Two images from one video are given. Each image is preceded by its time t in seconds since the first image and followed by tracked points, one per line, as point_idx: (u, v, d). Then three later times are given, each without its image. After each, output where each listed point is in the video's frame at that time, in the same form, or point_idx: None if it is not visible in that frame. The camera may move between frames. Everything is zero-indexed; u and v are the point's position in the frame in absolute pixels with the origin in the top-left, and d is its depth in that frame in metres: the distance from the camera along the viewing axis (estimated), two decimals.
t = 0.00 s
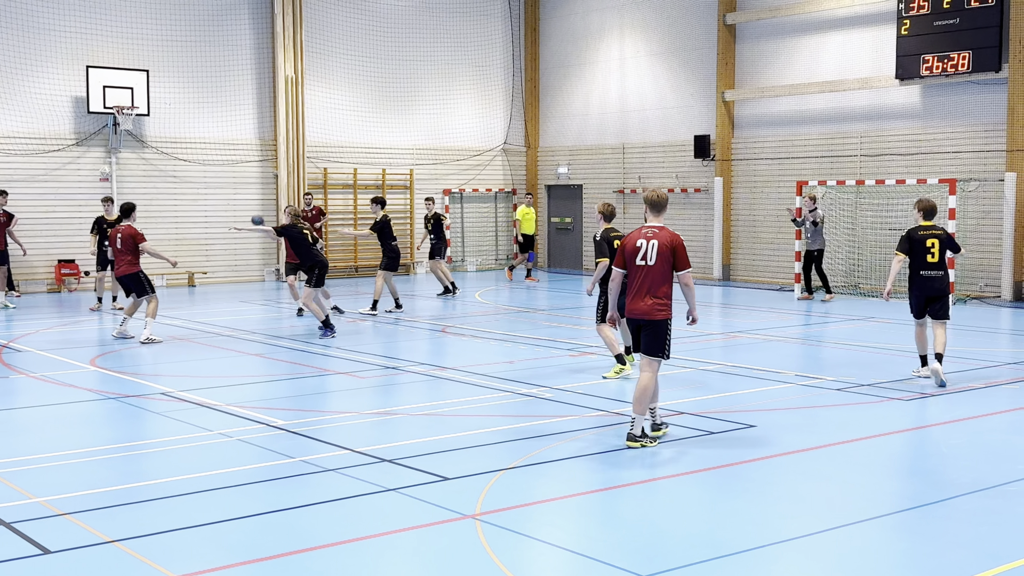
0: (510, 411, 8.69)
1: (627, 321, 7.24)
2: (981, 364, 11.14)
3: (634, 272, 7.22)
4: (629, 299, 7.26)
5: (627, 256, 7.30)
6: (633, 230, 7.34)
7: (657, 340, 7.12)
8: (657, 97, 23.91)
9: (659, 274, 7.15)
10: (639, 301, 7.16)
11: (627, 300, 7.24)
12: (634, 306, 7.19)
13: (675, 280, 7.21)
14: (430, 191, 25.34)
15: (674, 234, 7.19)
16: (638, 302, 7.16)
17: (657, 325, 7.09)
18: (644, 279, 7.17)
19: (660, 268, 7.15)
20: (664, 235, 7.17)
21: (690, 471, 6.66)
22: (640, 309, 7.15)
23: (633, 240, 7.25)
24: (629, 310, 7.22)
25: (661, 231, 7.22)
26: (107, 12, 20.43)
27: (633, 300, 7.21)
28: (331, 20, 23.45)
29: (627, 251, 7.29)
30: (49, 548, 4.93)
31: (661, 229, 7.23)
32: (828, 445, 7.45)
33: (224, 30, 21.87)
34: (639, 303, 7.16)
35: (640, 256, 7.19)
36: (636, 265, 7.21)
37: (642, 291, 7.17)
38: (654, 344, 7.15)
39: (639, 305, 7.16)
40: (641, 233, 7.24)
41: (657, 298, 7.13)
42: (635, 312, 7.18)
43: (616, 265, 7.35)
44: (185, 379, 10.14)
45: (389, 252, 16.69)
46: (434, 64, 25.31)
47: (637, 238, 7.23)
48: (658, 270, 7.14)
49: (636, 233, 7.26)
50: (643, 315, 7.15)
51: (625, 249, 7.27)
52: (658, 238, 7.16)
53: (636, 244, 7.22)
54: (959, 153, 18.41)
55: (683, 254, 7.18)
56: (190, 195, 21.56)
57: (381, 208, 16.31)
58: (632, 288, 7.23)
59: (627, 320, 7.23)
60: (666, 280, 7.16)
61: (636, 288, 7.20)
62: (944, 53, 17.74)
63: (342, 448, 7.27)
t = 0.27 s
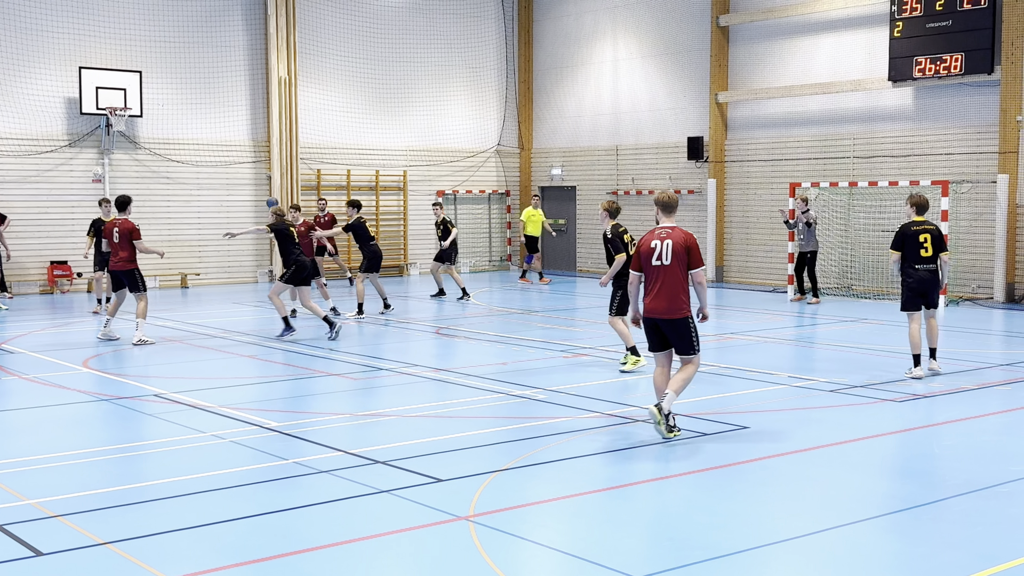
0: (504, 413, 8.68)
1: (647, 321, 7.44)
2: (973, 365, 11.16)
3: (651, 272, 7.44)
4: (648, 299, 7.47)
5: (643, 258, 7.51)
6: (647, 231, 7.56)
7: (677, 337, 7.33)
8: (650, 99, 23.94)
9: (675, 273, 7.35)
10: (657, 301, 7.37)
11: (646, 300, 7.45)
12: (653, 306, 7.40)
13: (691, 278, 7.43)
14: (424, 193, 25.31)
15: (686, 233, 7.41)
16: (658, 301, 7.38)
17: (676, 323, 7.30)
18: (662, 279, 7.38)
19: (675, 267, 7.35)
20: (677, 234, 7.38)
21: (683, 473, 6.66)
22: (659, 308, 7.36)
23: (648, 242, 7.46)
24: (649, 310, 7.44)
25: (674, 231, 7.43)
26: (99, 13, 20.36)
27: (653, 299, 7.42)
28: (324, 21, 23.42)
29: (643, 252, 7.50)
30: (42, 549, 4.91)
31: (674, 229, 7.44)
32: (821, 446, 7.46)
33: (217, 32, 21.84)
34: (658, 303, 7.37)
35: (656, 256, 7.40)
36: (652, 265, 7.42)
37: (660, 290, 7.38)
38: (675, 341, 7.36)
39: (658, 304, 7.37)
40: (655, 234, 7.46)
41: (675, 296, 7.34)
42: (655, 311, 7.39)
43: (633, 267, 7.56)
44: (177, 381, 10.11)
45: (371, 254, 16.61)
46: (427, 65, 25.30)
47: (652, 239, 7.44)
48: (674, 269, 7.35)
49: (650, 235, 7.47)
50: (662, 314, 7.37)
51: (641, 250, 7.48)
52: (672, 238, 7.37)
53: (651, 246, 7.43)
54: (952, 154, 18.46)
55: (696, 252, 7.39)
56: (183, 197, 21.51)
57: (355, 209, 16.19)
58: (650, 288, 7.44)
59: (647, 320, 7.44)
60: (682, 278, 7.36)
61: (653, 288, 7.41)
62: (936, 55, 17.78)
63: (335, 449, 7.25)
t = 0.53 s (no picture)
0: (506, 413, 8.68)
1: (671, 320, 7.39)
2: (975, 366, 11.15)
3: (678, 271, 7.37)
4: (672, 297, 7.42)
5: (668, 255, 7.42)
6: (672, 229, 7.47)
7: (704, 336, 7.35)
8: (653, 99, 23.94)
9: (703, 272, 7.35)
10: (685, 300, 7.34)
11: (671, 299, 7.40)
12: (680, 305, 7.36)
13: (713, 277, 7.46)
14: (426, 193, 25.31)
15: (713, 232, 7.39)
16: (686, 300, 7.35)
17: (705, 323, 7.32)
18: (690, 279, 7.35)
19: (703, 267, 7.34)
20: (706, 233, 7.37)
21: (685, 474, 6.66)
22: (687, 308, 7.34)
23: (676, 240, 7.37)
24: (674, 308, 7.39)
25: (701, 230, 7.41)
26: (102, 13, 20.38)
27: (679, 298, 7.38)
28: (327, 21, 23.44)
29: (669, 250, 7.40)
30: (44, 549, 4.91)
31: (701, 228, 7.41)
32: (822, 447, 7.45)
33: (220, 32, 21.85)
34: (686, 303, 7.34)
35: (685, 255, 7.34)
36: (680, 264, 7.36)
37: (687, 289, 7.35)
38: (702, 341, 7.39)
39: (686, 304, 7.34)
40: (682, 233, 7.39)
41: (703, 296, 7.35)
42: (681, 311, 7.35)
43: (656, 265, 7.44)
44: (179, 381, 10.11)
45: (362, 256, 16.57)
46: (429, 66, 25.30)
47: (680, 238, 7.37)
48: (702, 269, 7.34)
49: (677, 233, 7.39)
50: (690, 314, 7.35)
51: (667, 249, 7.39)
52: (702, 237, 7.35)
53: (680, 244, 7.35)
54: (954, 155, 18.45)
55: (722, 252, 7.43)
56: (185, 197, 21.53)
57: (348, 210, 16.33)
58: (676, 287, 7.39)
59: (671, 319, 7.39)
60: (710, 277, 7.39)
61: (681, 287, 7.37)
62: (939, 56, 17.76)
63: (337, 450, 7.25)
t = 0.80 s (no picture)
0: (516, 413, 8.68)
1: (703, 320, 7.38)
2: (988, 367, 11.10)
3: (715, 272, 7.35)
4: (705, 297, 7.39)
5: (706, 255, 7.35)
6: (709, 228, 7.40)
7: (733, 336, 7.42)
8: (664, 100, 23.91)
9: (738, 274, 7.38)
10: (721, 301, 7.35)
11: (705, 299, 7.37)
12: (715, 306, 7.36)
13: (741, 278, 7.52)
14: (437, 193, 25.34)
15: (747, 234, 7.43)
16: (722, 301, 7.35)
17: (738, 325, 7.39)
18: (727, 279, 7.36)
19: (738, 268, 7.38)
20: (742, 235, 7.42)
21: (695, 474, 6.65)
22: (722, 309, 7.35)
23: (715, 241, 7.34)
24: (707, 309, 7.37)
25: (737, 231, 7.44)
26: (114, 14, 20.48)
27: (714, 298, 7.36)
28: (338, 21, 23.49)
29: (708, 250, 7.34)
30: (55, 548, 4.93)
31: (737, 229, 7.43)
32: (833, 448, 7.43)
33: (231, 33, 21.94)
34: (722, 303, 7.35)
35: (725, 256, 7.32)
36: (719, 265, 7.33)
37: (724, 290, 7.35)
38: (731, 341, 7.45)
39: (722, 305, 7.35)
40: (721, 233, 7.37)
41: (736, 297, 7.39)
42: (715, 311, 7.36)
43: (693, 264, 7.35)
44: (191, 381, 10.14)
45: (351, 259, 16.31)
46: (440, 66, 25.33)
47: (719, 238, 7.34)
48: (738, 270, 7.39)
49: (716, 233, 7.37)
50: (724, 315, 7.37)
51: (707, 248, 7.32)
52: (739, 238, 7.38)
53: (719, 244, 7.33)
54: (966, 155, 18.37)
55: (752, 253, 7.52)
56: (197, 197, 21.61)
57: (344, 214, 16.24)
58: (712, 287, 7.36)
59: (705, 319, 7.38)
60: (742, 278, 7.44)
61: (716, 287, 7.36)
62: (951, 56, 17.68)
63: (347, 449, 7.27)
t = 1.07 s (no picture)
0: (537, 413, 8.70)
1: (735, 320, 7.34)
2: (1013, 369, 11.00)
3: (749, 272, 7.33)
4: (738, 296, 7.35)
5: (741, 254, 7.33)
6: (743, 228, 7.40)
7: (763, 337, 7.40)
8: (686, 99, 23.85)
9: (769, 275, 7.40)
10: (754, 301, 7.32)
11: (738, 299, 7.33)
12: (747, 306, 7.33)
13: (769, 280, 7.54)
14: (459, 193, 25.39)
15: (777, 236, 7.46)
16: (754, 302, 7.32)
17: (768, 326, 7.38)
18: (760, 280, 7.36)
19: (769, 270, 7.40)
20: (773, 236, 7.45)
21: (717, 475, 6.63)
22: (754, 309, 7.32)
23: (750, 241, 7.34)
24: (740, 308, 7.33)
25: (768, 232, 7.47)
26: (140, 15, 20.68)
27: (746, 298, 7.33)
28: (361, 22, 23.58)
29: (743, 249, 7.33)
30: (80, 545, 4.99)
31: (769, 231, 7.46)
32: (856, 449, 7.39)
33: (255, 33, 22.09)
34: (754, 304, 7.33)
35: (760, 256, 7.33)
36: (754, 265, 7.32)
37: (757, 290, 7.33)
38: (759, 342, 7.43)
39: (754, 305, 7.32)
40: (754, 234, 7.38)
41: (767, 298, 7.39)
42: (748, 311, 7.32)
43: (728, 264, 7.31)
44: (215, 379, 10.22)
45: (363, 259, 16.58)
46: (462, 66, 25.37)
47: (754, 238, 7.35)
48: (769, 271, 7.40)
49: (751, 233, 7.37)
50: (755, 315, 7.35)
51: (744, 249, 7.32)
52: (772, 239, 7.41)
53: (754, 245, 7.33)
54: (992, 155, 18.20)
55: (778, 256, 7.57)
56: (220, 197, 21.77)
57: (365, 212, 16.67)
58: (745, 287, 7.33)
59: (736, 318, 7.33)
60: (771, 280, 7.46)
61: (750, 287, 7.33)
62: (977, 54, 17.51)
63: (369, 448, 7.31)
